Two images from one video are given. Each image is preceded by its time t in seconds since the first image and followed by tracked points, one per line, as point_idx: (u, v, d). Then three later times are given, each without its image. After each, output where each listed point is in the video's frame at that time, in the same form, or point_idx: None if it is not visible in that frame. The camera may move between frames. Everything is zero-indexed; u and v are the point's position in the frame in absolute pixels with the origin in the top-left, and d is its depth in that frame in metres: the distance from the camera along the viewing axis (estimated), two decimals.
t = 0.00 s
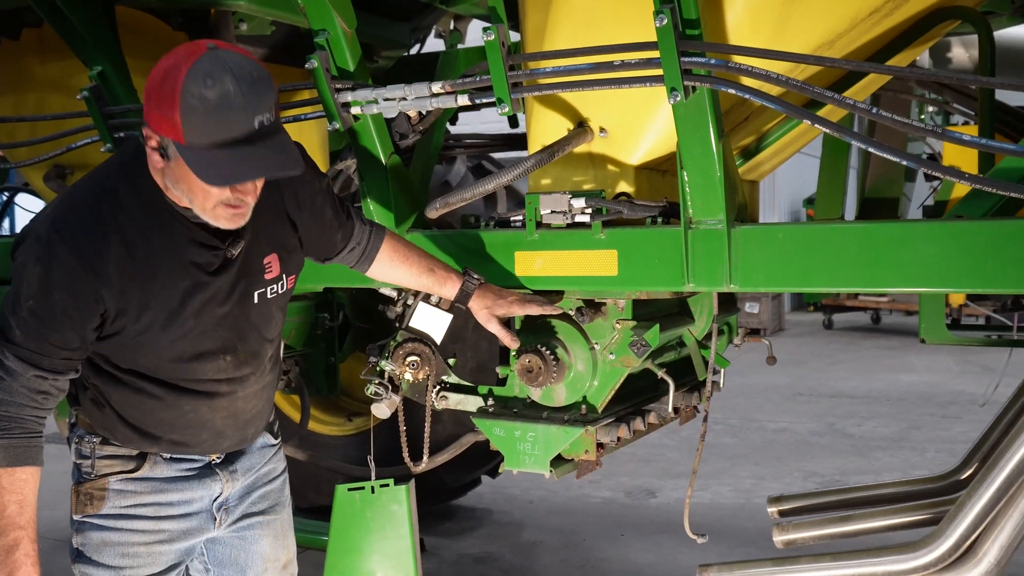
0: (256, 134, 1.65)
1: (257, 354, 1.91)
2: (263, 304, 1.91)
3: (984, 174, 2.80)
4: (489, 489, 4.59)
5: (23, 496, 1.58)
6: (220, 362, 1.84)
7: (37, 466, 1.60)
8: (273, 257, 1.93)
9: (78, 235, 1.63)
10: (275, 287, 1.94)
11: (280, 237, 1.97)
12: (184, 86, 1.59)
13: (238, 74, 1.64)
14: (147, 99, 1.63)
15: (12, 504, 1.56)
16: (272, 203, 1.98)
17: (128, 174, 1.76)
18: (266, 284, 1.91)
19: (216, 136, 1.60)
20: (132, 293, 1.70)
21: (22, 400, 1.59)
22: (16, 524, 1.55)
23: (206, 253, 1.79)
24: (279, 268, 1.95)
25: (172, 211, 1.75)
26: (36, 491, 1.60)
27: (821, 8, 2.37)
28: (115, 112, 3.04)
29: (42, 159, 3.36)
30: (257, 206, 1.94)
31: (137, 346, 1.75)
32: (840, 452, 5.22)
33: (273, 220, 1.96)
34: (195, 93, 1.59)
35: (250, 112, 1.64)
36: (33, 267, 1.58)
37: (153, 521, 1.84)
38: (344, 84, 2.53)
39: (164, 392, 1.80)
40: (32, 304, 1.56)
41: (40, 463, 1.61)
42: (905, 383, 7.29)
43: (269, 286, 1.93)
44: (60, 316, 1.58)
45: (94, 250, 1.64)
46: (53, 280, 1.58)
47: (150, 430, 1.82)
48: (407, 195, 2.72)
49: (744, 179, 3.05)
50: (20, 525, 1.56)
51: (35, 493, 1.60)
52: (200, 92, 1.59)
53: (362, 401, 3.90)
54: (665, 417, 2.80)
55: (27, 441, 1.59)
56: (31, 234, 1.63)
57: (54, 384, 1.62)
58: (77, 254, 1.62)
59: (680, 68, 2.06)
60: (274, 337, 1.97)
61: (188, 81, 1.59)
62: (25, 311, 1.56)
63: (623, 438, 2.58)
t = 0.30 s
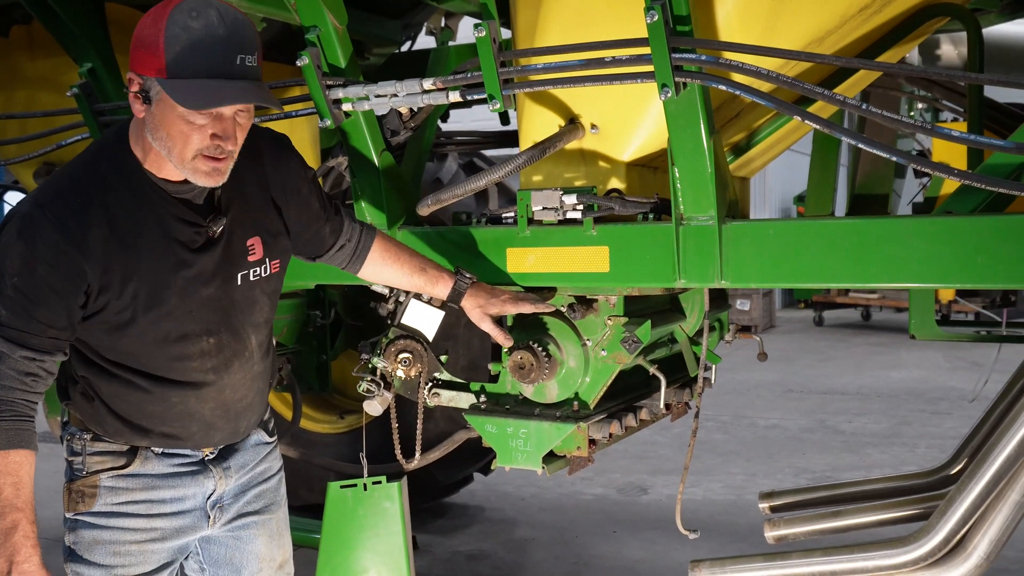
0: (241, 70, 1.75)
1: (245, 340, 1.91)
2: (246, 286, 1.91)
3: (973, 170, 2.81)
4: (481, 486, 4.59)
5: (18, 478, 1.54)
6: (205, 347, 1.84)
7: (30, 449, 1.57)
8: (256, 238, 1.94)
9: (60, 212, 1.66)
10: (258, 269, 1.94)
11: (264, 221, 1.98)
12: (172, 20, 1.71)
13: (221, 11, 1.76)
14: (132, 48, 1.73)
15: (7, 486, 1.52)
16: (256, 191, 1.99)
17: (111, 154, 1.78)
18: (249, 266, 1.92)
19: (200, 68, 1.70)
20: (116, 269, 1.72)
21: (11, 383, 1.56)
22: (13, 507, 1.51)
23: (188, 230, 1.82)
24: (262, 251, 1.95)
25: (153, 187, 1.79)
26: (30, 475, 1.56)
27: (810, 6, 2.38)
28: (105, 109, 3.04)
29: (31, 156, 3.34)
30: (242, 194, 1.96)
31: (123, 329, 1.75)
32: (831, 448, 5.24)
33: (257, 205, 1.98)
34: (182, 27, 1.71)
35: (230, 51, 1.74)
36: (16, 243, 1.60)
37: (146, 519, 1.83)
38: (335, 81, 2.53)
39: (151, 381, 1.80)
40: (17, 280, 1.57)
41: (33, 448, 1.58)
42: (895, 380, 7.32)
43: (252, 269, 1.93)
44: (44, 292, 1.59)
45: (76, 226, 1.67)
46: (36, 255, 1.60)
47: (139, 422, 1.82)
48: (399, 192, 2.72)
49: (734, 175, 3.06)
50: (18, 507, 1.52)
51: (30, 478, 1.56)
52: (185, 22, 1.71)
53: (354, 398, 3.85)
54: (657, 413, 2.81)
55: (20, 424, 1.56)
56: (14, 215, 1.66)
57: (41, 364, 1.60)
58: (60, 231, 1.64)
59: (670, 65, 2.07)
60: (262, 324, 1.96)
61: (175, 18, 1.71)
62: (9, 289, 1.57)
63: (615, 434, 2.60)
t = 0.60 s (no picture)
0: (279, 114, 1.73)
1: (240, 341, 1.91)
2: (241, 288, 1.91)
3: (968, 170, 2.82)
4: (478, 486, 4.60)
5: (6, 483, 1.55)
6: (199, 349, 1.84)
7: (19, 453, 1.57)
8: (250, 240, 1.94)
9: (54, 214, 1.65)
10: (252, 270, 1.94)
11: (258, 222, 1.98)
12: (209, 78, 1.62)
13: (247, 55, 1.68)
14: (159, 103, 1.63)
15: None
16: (251, 191, 1.99)
17: (106, 154, 1.77)
18: (244, 268, 1.91)
19: (247, 124, 1.66)
20: (110, 272, 1.71)
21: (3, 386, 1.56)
22: None
23: (183, 233, 1.80)
24: (257, 253, 1.95)
25: (149, 190, 1.77)
26: (18, 479, 1.57)
27: (806, 5, 2.38)
28: (101, 108, 3.03)
29: (26, 156, 3.34)
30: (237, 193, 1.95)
31: (117, 330, 1.75)
32: (827, 447, 5.24)
33: (252, 206, 1.97)
34: (221, 86, 1.63)
35: (264, 95, 1.69)
36: (9, 245, 1.58)
37: (141, 519, 1.83)
38: (331, 80, 2.52)
39: (145, 382, 1.80)
40: (11, 281, 1.56)
41: (22, 451, 1.59)
42: (890, 379, 7.33)
43: (247, 270, 1.93)
44: (37, 294, 1.58)
45: (71, 228, 1.65)
46: (29, 257, 1.59)
47: (133, 422, 1.82)
48: (395, 191, 2.72)
49: (731, 175, 3.06)
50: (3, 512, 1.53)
51: (18, 481, 1.57)
52: (228, 86, 1.63)
53: (350, 399, 3.83)
54: (653, 413, 2.82)
55: (9, 428, 1.57)
56: (8, 216, 1.64)
57: (33, 367, 1.61)
58: (54, 233, 1.63)
59: (667, 64, 2.07)
60: (256, 325, 1.97)
61: (211, 75, 1.63)
62: (2, 291, 1.56)
63: (612, 434, 2.59)
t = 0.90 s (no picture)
0: (282, 132, 1.73)
1: (239, 345, 1.92)
2: (241, 292, 1.91)
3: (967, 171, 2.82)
4: (477, 487, 4.60)
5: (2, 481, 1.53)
6: (198, 352, 1.84)
7: (14, 452, 1.56)
8: (250, 244, 1.94)
9: (53, 217, 1.64)
10: (252, 274, 1.94)
11: (259, 226, 1.98)
12: (213, 95, 1.62)
13: (253, 74, 1.68)
14: (162, 115, 1.63)
15: None
16: (251, 193, 1.99)
17: (106, 157, 1.77)
18: (245, 272, 1.92)
19: (250, 141, 1.66)
20: (109, 274, 1.70)
21: None
22: None
23: (183, 237, 1.80)
24: (257, 257, 1.96)
25: (149, 194, 1.77)
26: (13, 477, 1.56)
27: (805, 5, 2.38)
28: (100, 109, 3.03)
29: (25, 156, 3.33)
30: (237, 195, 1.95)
31: (116, 332, 1.75)
32: (825, 448, 5.25)
33: (251, 209, 1.98)
34: (225, 104, 1.63)
35: (268, 111, 1.69)
36: (7, 247, 1.57)
37: (137, 520, 1.83)
38: (330, 81, 2.53)
39: (143, 385, 1.80)
40: (9, 284, 1.55)
41: (17, 451, 1.58)
42: (888, 380, 7.33)
43: (247, 275, 1.93)
44: (36, 297, 1.58)
45: (70, 231, 1.64)
46: (28, 258, 1.58)
47: (131, 424, 1.82)
48: (394, 191, 2.72)
49: (730, 176, 3.06)
50: None
51: (13, 479, 1.56)
52: (232, 105, 1.63)
53: (349, 400, 3.84)
54: (653, 413, 2.82)
55: (5, 427, 1.56)
56: (7, 217, 1.63)
57: (29, 368, 1.60)
58: (53, 235, 1.62)
59: (665, 65, 2.07)
60: (255, 328, 1.97)
61: (215, 93, 1.62)
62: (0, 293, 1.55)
63: (611, 435, 2.59)
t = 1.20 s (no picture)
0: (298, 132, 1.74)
1: (246, 347, 1.92)
2: (248, 294, 1.91)
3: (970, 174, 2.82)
4: (479, 488, 4.60)
5: (12, 477, 1.54)
6: (206, 354, 1.83)
7: (25, 448, 1.57)
8: (259, 247, 1.95)
9: (69, 212, 1.65)
10: (260, 278, 1.94)
11: (267, 231, 1.98)
12: (232, 94, 1.63)
13: (271, 76, 1.69)
14: (181, 114, 1.64)
15: None
16: (261, 198, 1.99)
17: (120, 155, 1.78)
18: (253, 275, 1.92)
19: (267, 140, 1.66)
20: (122, 272, 1.71)
21: (12, 381, 1.57)
22: (5, 506, 1.51)
23: (196, 238, 1.82)
24: (265, 261, 1.96)
25: (164, 192, 1.79)
26: (24, 474, 1.56)
27: (809, 8, 2.38)
28: (104, 111, 3.03)
29: (29, 157, 3.34)
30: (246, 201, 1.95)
31: (127, 329, 1.75)
32: (828, 450, 5.25)
33: (261, 214, 1.98)
34: (244, 104, 1.64)
35: (285, 111, 1.70)
36: (25, 241, 1.59)
37: (142, 521, 1.83)
38: (335, 82, 2.53)
39: (152, 384, 1.80)
40: (25, 278, 1.56)
41: (27, 447, 1.58)
42: (890, 381, 7.33)
43: (255, 278, 1.93)
44: (51, 291, 1.58)
45: (86, 227, 1.66)
46: (44, 254, 1.59)
47: (136, 424, 1.82)
48: (397, 192, 2.72)
49: (733, 178, 3.06)
50: (9, 507, 1.51)
51: (24, 476, 1.56)
52: (250, 105, 1.64)
53: (351, 401, 3.88)
54: (655, 415, 2.81)
55: (13, 422, 1.56)
56: (22, 213, 1.65)
57: (43, 364, 1.61)
58: (68, 231, 1.63)
59: (669, 67, 2.07)
60: (260, 331, 1.98)
61: (234, 93, 1.63)
62: (17, 287, 1.56)
63: (614, 436, 2.59)
